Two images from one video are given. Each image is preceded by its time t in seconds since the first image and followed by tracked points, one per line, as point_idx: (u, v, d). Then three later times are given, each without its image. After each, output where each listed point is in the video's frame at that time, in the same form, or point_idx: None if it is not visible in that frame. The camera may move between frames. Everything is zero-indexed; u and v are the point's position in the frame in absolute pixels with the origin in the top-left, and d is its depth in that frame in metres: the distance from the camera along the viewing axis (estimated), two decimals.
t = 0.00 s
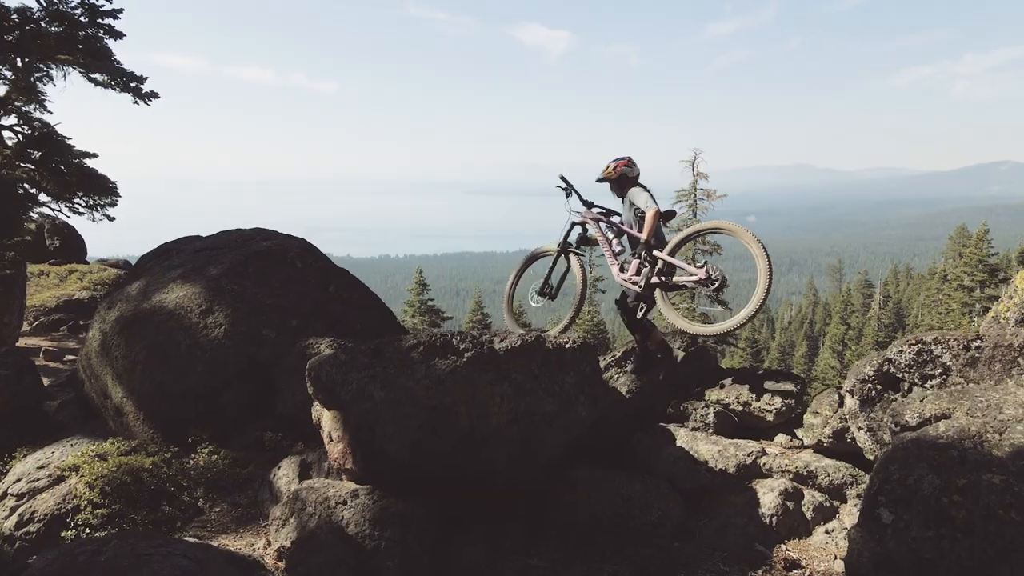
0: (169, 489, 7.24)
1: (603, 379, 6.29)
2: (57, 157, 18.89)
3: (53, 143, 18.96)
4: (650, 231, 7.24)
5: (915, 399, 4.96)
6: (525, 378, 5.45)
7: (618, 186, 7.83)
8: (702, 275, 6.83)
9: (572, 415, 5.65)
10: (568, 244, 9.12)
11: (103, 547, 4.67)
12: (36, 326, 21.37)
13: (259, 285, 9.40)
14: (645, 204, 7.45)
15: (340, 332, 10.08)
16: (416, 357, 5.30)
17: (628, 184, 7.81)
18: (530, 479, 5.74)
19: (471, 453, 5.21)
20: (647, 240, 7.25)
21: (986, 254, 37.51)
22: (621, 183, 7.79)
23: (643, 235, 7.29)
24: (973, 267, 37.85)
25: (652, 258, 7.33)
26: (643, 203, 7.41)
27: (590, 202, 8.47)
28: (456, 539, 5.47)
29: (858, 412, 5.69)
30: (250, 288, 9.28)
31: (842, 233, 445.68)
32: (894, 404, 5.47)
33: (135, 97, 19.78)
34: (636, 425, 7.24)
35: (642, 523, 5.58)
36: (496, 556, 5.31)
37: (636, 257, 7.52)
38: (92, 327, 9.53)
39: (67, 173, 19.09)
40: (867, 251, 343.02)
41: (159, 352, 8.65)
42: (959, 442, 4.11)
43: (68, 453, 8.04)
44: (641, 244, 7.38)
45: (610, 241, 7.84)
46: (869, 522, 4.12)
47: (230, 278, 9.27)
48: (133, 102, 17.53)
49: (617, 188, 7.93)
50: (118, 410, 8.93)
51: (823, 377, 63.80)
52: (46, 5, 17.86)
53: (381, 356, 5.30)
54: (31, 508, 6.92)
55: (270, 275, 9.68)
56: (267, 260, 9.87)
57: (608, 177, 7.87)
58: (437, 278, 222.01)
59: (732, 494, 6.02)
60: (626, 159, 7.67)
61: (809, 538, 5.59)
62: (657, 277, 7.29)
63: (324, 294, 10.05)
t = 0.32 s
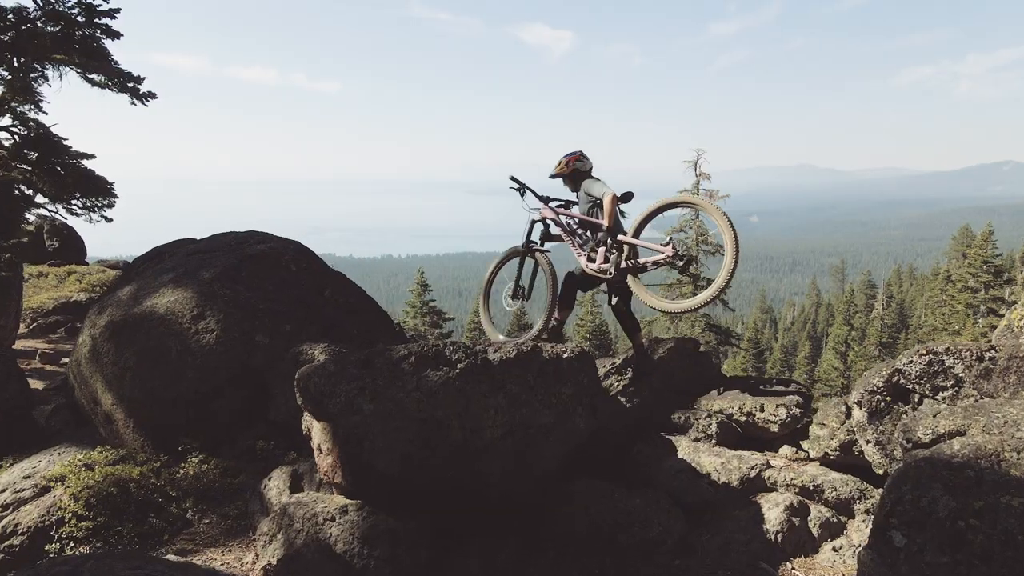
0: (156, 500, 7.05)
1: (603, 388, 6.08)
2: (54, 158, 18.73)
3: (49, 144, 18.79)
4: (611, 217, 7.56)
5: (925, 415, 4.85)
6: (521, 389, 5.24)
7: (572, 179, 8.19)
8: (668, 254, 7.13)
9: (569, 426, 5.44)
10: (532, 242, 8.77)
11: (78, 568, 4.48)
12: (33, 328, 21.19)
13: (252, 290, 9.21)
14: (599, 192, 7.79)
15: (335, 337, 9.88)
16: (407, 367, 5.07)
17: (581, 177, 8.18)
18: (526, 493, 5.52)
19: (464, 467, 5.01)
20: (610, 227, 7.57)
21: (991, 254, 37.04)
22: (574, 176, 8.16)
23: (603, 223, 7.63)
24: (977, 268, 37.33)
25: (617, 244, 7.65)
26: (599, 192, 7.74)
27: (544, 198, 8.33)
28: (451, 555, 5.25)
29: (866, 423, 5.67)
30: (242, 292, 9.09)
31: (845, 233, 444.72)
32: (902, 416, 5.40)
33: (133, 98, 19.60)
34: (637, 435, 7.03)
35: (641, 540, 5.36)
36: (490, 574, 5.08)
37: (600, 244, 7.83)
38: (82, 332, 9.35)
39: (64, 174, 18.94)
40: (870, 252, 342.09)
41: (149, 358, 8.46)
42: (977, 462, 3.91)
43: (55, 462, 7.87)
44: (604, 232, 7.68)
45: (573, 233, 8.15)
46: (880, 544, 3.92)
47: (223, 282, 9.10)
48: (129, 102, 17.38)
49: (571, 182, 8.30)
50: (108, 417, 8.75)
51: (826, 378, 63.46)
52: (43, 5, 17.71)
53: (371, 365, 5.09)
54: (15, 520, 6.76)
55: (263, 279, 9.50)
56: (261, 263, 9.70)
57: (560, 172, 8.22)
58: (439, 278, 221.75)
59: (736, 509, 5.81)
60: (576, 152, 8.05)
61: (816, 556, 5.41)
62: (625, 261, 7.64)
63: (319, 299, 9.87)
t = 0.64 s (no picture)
0: (143, 513, 6.84)
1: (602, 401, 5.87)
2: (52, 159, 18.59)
3: (46, 145, 18.65)
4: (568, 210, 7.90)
5: (944, 435, 5.14)
6: (517, 404, 5.03)
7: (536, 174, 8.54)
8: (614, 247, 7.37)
9: (567, 441, 5.24)
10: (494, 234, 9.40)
11: None
12: (30, 331, 20.96)
13: (245, 295, 9.02)
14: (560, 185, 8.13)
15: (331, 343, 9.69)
16: (397, 381, 4.83)
17: (544, 171, 8.52)
18: (521, 511, 5.31)
19: (457, 485, 4.80)
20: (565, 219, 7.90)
21: (996, 255, 36.80)
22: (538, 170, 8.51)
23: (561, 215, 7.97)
24: (982, 269, 37.17)
25: (569, 236, 7.99)
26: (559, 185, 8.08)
27: (512, 193, 8.75)
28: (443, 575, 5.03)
29: (877, 438, 5.59)
30: (235, 298, 8.90)
31: (848, 233, 443.80)
32: (917, 431, 5.39)
33: (130, 99, 19.45)
34: (637, 449, 6.81)
35: (642, 560, 5.16)
36: None
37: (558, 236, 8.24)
38: (72, 338, 9.14)
39: (61, 175, 18.80)
40: (873, 252, 341.39)
41: (139, 365, 8.26)
42: (998, 487, 3.96)
43: (41, 473, 7.68)
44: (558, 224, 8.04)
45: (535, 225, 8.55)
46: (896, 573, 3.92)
47: (215, 287, 8.89)
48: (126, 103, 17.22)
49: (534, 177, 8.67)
50: (98, 425, 8.56)
51: (829, 379, 63.21)
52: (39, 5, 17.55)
53: (360, 379, 4.85)
54: None
55: (257, 284, 9.30)
56: (255, 268, 9.51)
57: (525, 168, 8.58)
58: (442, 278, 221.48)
59: (741, 527, 5.57)
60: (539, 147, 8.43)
61: None
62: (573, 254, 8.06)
63: (313, 304, 9.69)
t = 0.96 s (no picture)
0: (127, 529, 6.64)
1: (600, 416, 5.63)
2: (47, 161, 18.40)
3: (43, 147, 18.48)
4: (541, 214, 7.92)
5: (959, 458, 5.17)
6: (509, 422, 4.81)
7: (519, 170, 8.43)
8: (575, 252, 7.41)
9: (562, 460, 5.02)
10: (475, 233, 9.27)
11: None
12: (28, 333, 20.81)
13: (236, 302, 8.81)
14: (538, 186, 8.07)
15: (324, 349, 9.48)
16: (383, 400, 4.61)
17: (527, 167, 8.40)
18: (515, 533, 5.08)
19: (447, 509, 4.59)
20: (536, 222, 7.92)
21: (1002, 256, 36.40)
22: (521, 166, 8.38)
23: (535, 218, 7.98)
24: (987, 271, 36.60)
25: (538, 239, 8.01)
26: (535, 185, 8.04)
27: (497, 195, 8.70)
28: None
29: (888, 458, 5.56)
30: (225, 305, 8.69)
31: (852, 233, 442.72)
32: (931, 452, 5.40)
33: (127, 100, 19.30)
34: (635, 465, 6.58)
35: None
36: None
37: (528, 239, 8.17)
38: (60, 346, 8.94)
39: (57, 177, 18.59)
40: (878, 252, 340.17)
41: (125, 374, 8.06)
42: (1015, 519, 4.17)
43: (24, 486, 7.48)
44: (529, 225, 8.08)
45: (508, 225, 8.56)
46: None
47: (205, 294, 8.68)
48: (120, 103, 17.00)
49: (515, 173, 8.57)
50: (85, 435, 8.37)
51: (833, 380, 62.79)
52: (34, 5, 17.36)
53: (344, 395, 4.62)
54: None
55: (248, 290, 9.09)
56: (246, 273, 9.29)
57: (509, 162, 8.45)
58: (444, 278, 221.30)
59: (744, 548, 5.35)
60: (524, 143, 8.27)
61: None
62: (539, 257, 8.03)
63: (307, 310, 9.47)
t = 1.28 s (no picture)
0: (109, 543, 6.45)
1: (595, 430, 5.40)
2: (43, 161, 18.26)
3: (40, 148, 18.30)
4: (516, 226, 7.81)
5: (974, 483, 5.00)
6: (499, 438, 4.59)
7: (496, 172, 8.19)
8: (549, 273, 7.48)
9: (555, 477, 4.79)
10: (463, 241, 8.96)
11: None
12: (25, 335, 20.65)
13: (226, 307, 8.61)
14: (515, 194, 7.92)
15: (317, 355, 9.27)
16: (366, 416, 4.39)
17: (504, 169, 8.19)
18: (506, 553, 4.86)
19: (433, 530, 4.38)
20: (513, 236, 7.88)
21: (1009, 257, 36.02)
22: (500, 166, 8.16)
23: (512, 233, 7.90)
24: (994, 272, 36.24)
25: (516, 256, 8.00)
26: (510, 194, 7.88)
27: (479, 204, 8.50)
28: None
29: (898, 476, 5.41)
30: (215, 310, 8.48)
31: (856, 233, 441.46)
32: (943, 472, 5.25)
33: (124, 101, 19.18)
34: (634, 478, 6.34)
35: None
36: None
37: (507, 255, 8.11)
38: (46, 352, 8.74)
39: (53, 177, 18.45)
40: (882, 252, 338.99)
41: (111, 381, 7.85)
42: None
43: (6, 498, 7.28)
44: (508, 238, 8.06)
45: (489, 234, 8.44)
46: None
47: (194, 299, 8.47)
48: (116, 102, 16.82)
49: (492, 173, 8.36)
50: (71, 444, 8.17)
51: (838, 381, 62.40)
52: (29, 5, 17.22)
53: (325, 412, 4.39)
54: None
55: (238, 295, 8.88)
56: (237, 278, 9.08)
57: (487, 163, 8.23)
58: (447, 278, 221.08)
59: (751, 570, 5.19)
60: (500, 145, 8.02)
61: None
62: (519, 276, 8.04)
63: (300, 315, 9.25)
